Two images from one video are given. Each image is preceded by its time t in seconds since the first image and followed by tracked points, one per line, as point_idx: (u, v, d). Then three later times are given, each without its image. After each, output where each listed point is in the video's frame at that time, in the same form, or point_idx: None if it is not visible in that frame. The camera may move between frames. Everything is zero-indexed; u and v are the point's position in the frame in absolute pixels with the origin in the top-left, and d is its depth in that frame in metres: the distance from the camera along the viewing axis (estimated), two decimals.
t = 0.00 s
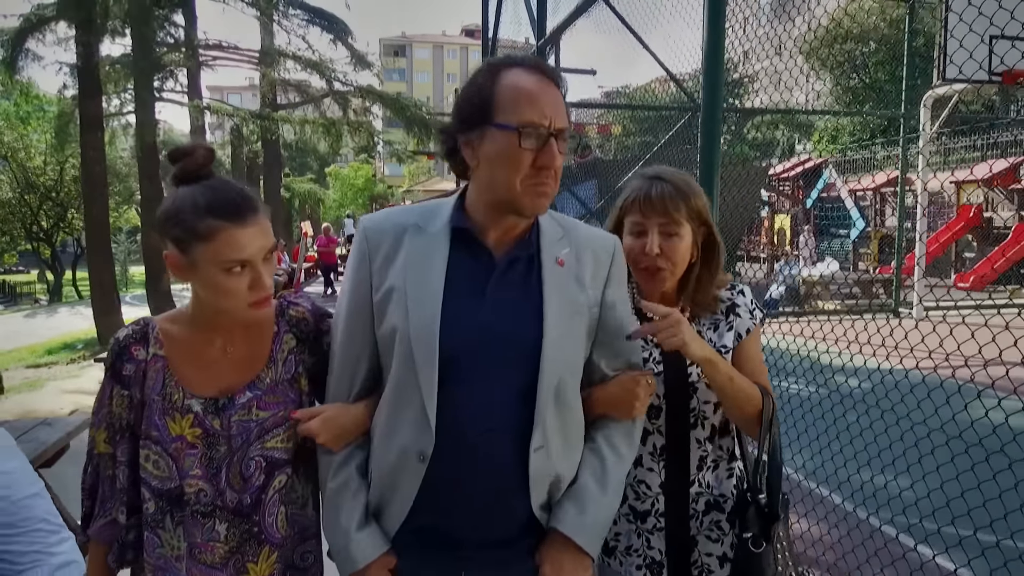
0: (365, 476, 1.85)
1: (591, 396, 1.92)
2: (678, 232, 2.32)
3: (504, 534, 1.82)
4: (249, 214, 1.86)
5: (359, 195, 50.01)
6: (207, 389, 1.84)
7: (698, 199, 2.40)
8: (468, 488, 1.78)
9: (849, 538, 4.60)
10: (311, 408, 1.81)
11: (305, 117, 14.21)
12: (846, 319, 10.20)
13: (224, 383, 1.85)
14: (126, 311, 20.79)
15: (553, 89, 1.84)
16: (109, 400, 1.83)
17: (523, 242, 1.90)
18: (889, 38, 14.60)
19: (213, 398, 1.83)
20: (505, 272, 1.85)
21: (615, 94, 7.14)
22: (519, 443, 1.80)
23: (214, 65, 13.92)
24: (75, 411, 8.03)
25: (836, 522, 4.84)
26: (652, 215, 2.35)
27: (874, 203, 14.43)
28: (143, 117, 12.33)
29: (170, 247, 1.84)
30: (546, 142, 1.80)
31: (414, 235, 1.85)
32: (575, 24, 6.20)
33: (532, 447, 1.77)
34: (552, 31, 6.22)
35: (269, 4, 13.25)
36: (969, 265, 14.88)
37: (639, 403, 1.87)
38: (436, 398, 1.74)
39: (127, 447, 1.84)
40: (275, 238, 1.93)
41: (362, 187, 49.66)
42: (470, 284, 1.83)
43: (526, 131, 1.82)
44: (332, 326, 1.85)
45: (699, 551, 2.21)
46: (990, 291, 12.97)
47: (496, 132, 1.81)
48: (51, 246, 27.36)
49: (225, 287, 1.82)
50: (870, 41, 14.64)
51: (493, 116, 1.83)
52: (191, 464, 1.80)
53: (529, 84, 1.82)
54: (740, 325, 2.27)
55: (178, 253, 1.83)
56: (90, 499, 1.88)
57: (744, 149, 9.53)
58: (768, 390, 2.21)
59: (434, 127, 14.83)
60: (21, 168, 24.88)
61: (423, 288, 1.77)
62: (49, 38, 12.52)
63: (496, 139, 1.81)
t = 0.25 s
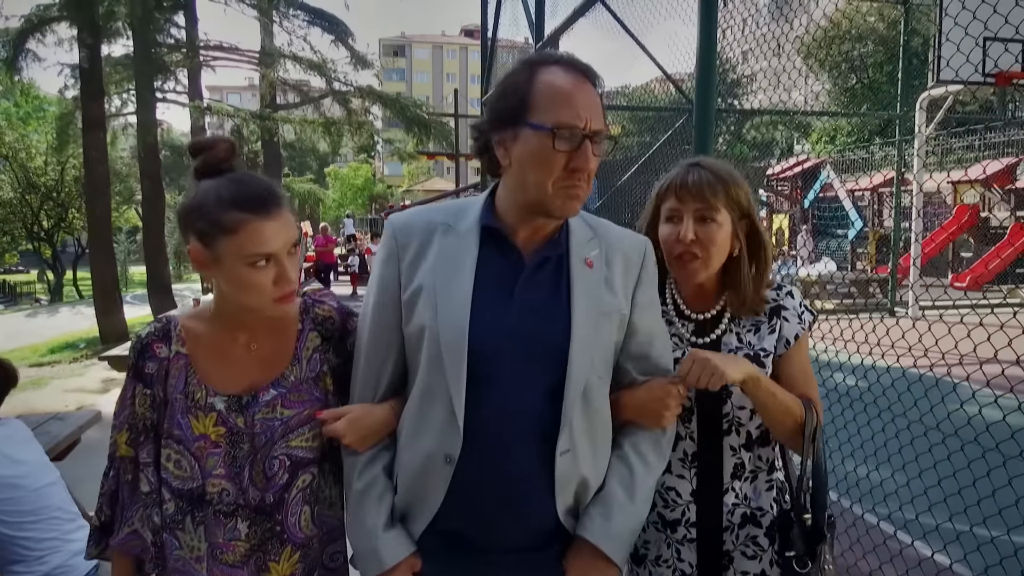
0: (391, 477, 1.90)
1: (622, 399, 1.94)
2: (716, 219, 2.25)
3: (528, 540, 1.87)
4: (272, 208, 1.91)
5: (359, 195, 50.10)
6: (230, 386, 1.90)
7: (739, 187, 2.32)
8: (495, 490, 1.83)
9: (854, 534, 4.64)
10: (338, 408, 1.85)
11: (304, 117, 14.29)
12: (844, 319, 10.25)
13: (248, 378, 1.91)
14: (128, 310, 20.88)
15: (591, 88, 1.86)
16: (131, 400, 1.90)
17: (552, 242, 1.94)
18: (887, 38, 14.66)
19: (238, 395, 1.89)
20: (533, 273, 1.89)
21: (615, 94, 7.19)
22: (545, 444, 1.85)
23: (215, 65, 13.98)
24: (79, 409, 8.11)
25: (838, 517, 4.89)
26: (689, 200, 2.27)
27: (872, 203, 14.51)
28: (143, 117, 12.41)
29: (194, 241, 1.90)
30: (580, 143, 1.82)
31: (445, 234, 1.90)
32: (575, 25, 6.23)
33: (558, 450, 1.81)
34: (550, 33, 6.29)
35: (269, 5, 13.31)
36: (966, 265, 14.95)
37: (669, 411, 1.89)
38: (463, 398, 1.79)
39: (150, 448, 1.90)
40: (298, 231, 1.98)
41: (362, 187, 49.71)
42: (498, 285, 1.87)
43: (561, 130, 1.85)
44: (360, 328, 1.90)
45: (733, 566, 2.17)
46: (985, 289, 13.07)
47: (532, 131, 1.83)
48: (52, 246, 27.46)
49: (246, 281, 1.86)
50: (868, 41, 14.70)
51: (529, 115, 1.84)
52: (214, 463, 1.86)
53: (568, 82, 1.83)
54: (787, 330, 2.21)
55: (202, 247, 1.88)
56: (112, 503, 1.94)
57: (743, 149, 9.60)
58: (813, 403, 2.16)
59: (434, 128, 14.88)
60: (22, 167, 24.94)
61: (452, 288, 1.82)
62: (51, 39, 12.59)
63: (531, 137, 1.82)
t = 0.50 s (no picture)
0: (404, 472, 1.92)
1: (633, 397, 1.93)
2: (729, 219, 2.13)
3: (535, 537, 1.88)
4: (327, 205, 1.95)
5: (358, 195, 50.24)
6: (265, 383, 1.86)
7: (758, 185, 2.18)
8: (507, 487, 1.85)
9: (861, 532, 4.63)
10: (356, 403, 1.88)
11: (303, 117, 14.38)
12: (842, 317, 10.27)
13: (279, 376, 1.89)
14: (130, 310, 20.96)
15: (604, 92, 1.85)
16: (155, 403, 1.82)
17: (564, 243, 1.93)
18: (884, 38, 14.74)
19: (270, 391, 1.86)
20: (545, 273, 1.89)
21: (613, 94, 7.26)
22: (556, 441, 1.85)
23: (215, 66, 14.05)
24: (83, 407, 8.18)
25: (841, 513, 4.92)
26: (701, 200, 2.16)
27: (870, 203, 14.59)
28: (144, 117, 12.49)
29: (262, 233, 1.88)
30: (591, 147, 1.81)
31: (458, 234, 1.92)
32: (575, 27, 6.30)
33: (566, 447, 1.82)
34: (548, 37, 6.36)
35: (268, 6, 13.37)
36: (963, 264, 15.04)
37: (681, 413, 1.89)
38: (475, 395, 1.80)
39: (177, 451, 1.83)
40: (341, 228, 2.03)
41: (360, 187, 49.86)
42: (510, 284, 1.88)
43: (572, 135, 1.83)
44: (375, 328, 1.93)
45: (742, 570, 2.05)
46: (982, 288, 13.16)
47: (541, 135, 1.83)
48: (53, 246, 27.55)
49: (315, 271, 1.89)
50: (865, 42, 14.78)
51: (541, 120, 1.84)
52: (252, 460, 1.82)
53: (581, 87, 1.83)
54: (805, 334, 2.08)
55: (275, 239, 1.87)
56: (135, 512, 1.85)
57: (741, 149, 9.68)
58: (829, 414, 2.07)
59: (433, 128, 14.93)
60: (23, 168, 25.04)
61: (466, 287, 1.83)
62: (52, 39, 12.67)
63: (539, 140, 1.82)
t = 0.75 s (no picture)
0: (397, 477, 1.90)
1: (619, 401, 1.88)
2: (716, 224, 2.07)
3: (528, 541, 1.84)
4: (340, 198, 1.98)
5: (357, 195, 50.27)
6: (274, 383, 1.86)
7: (755, 196, 2.13)
8: (498, 493, 1.81)
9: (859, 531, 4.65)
10: (348, 412, 1.87)
11: (302, 117, 14.44)
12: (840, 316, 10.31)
13: (286, 376, 1.89)
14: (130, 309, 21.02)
15: (589, 93, 1.84)
16: (174, 412, 1.72)
17: (554, 245, 1.91)
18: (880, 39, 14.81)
19: (282, 390, 1.86)
20: (534, 277, 1.86)
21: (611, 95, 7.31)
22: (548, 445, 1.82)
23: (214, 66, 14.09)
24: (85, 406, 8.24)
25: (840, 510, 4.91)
26: (688, 205, 2.10)
27: (866, 203, 14.66)
28: (144, 118, 12.52)
29: (311, 222, 1.87)
30: (578, 147, 1.81)
31: (447, 237, 1.90)
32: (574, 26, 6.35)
33: (554, 450, 1.79)
34: (543, 38, 6.45)
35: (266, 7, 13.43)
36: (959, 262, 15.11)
37: (664, 416, 1.84)
38: (467, 400, 1.78)
39: (196, 462, 1.75)
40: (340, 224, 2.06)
41: (359, 187, 49.97)
42: (498, 288, 1.86)
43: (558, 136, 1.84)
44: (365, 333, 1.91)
45: None
46: (978, 287, 13.23)
47: (530, 137, 1.81)
48: (53, 246, 27.63)
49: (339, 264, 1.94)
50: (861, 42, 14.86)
51: (529, 121, 1.83)
52: (281, 460, 1.82)
53: (568, 87, 1.82)
54: (796, 338, 2.04)
55: (322, 228, 1.87)
56: (123, 539, 1.72)
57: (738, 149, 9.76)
58: (820, 417, 2.03)
59: (432, 128, 15.00)
60: (23, 169, 25.09)
61: (455, 292, 1.81)
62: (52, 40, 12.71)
63: (528, 141, 1.81)
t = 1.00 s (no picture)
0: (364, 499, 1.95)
1: (591, 413, 1.95)
2: (684, 231, 2.13)
3: (502, 557, 1.90)
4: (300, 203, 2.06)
5: (356, 194, 50.33)
6: (228, 385, 1.93)
7: (725, 202, 2.18)
8: (471, 509, 1.88)
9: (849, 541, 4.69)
10: (311, 434, 1.88)
11: (300, 118, 14.51)
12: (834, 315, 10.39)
13: (245, 379, 1.97)
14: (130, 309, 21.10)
15: (551, 95, 1.91)
16: (127, 411, 1.78)
17: (517, 252, 1.98)
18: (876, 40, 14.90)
19: (238, 393, 1.93)
20: (500, 284, 1.94)
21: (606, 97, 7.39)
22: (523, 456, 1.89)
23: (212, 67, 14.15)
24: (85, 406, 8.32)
25: (832, 512, 4.95)
26: (654, 214, 2.15)
27: (861, 203, 14.76)
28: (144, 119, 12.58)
29: (268, 220, 1.96)
30: (540, 148, 1.86)
31: (410, 248, 1.95)
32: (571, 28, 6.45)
33: (529, 463, 1.86)
34: (537, 42, 6.55)
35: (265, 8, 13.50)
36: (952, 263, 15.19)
37: (635, 426, 1.91)
38: (434, 415, 1.83)
39: (151, 462, 1.82)
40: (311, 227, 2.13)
41: (358, 186, 50.03)
42: (464, 301, 1.92)
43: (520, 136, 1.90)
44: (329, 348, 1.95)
45: None
46: (971, 287, 13.30)
47: (490, 141, 1.88)
48: (53, 245, 27.70)
49: (297, 261, 2.03)
50: (857, 43, 14.94)
51: (489, 125, 1.90)
52: (239, 461, 1.88)
53: (528, 89, 1.89)
54: (775, 346, 2.11)
55: (280, 224, 1.97)
56: (87, 546, 1.76)
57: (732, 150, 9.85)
58: (799, 428, 2.09)
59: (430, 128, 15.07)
60: (23, 169, 25.15)
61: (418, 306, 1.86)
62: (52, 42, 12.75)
63: (487, 145, 1.88)
